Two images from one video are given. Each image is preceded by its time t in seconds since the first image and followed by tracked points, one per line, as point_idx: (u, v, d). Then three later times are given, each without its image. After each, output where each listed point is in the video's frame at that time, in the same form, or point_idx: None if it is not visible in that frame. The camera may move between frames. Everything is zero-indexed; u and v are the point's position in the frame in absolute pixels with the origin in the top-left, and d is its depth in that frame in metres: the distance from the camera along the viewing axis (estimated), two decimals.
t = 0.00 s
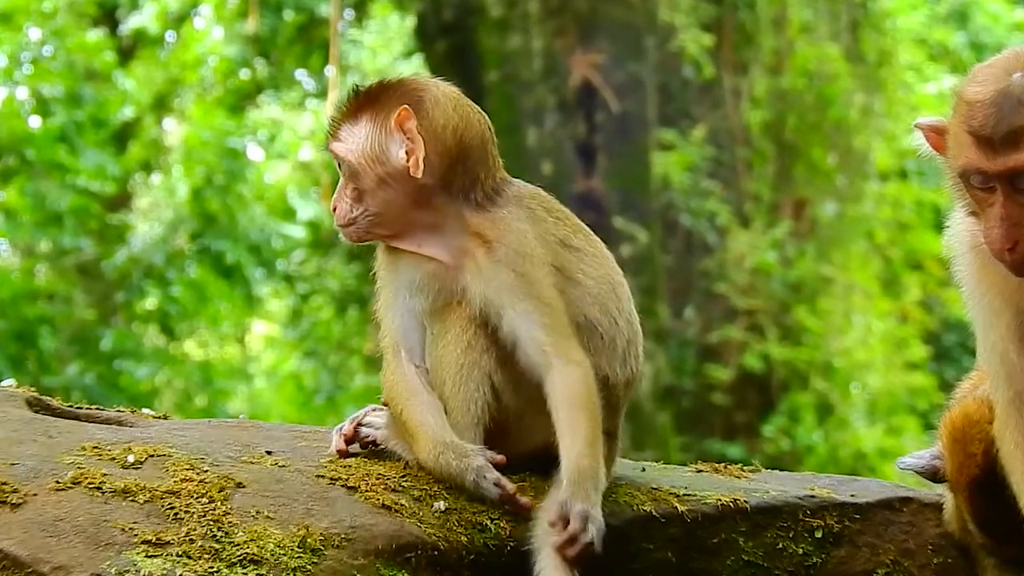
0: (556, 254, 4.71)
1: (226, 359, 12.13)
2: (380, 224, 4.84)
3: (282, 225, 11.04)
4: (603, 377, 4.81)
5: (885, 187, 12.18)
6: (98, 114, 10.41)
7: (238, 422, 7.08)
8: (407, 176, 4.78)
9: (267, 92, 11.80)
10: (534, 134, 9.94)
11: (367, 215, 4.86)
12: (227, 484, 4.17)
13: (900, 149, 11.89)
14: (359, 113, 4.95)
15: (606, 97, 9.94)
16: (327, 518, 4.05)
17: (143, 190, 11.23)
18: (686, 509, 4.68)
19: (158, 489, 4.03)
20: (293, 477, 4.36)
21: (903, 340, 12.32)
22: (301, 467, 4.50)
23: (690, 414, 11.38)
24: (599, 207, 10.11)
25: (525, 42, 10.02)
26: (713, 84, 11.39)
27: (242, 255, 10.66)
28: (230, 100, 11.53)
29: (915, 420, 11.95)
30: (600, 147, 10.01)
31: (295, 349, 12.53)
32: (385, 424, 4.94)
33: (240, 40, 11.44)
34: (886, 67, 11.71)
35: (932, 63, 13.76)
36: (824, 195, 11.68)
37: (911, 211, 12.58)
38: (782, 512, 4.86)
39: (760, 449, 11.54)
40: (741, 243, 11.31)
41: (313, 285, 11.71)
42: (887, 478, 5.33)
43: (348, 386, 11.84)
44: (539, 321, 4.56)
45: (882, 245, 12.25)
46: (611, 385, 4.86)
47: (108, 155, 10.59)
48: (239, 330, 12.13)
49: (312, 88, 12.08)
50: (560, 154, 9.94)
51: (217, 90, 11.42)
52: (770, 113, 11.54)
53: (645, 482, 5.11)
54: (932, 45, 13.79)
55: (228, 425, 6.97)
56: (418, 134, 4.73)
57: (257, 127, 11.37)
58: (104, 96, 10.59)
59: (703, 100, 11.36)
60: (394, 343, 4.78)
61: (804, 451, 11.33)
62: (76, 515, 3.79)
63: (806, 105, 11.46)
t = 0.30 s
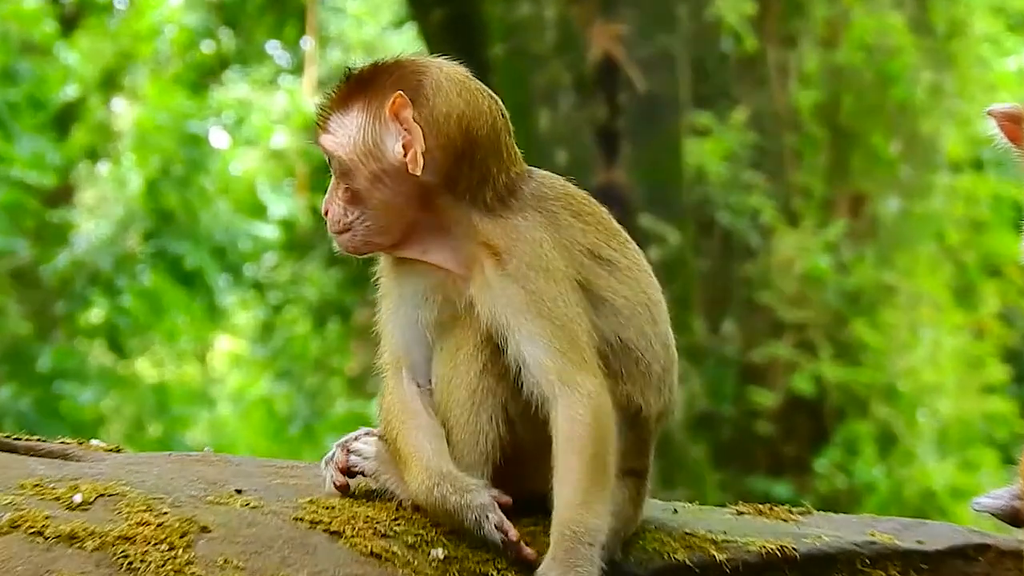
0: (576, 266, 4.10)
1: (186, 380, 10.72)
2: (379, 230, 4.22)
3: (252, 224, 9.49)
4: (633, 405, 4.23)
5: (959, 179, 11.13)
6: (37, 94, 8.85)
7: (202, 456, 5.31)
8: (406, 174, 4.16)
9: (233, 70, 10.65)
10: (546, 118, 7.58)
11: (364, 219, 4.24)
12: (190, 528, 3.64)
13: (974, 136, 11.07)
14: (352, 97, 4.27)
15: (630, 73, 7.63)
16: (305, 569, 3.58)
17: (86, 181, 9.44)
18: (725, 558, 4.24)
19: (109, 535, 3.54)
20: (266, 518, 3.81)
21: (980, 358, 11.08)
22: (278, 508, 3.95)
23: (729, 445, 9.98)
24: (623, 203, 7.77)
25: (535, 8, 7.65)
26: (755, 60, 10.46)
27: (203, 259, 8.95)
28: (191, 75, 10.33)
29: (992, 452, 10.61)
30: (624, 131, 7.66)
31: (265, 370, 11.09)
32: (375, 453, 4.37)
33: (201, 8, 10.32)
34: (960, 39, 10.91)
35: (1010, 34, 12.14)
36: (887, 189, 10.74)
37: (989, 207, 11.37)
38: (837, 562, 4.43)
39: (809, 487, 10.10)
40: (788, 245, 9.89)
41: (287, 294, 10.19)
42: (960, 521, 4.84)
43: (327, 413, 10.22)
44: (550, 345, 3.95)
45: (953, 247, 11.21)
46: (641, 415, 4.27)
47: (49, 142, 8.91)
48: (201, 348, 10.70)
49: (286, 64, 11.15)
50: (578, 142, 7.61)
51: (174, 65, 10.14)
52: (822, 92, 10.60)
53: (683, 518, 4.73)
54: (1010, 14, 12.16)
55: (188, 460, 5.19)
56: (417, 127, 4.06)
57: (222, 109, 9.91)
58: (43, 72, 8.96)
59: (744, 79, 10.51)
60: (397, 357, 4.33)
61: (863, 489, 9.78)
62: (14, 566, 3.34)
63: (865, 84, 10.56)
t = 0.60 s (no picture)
0: (567, 274, 3.53)
1: (164, 395, 10.24)
2: (359, 241, 3.65)
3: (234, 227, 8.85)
4: (639, 422, 3.71)
5: (993, 178, 10.92)
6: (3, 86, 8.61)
7: (188, 475, 4.20)
8: (387, 181, 3.55)
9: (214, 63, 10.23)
10: (550, 112, 6.91)
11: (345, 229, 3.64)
12: (174, 551, 3.21)
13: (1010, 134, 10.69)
14: (325, 98, 3.64)
15: (642, 65, 6.95)
16: None
17: (59, 180, 9.02)
18: None
19: (86, 560, 3.11)
20: (255, 542, 3.39)
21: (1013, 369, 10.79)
22: (267, 530, 3.51)
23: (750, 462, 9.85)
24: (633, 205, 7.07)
25: None
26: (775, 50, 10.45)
27: (183, 264, 8.22)
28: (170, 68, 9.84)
29: None
30: (634, 127, 7.00)
31: (248, 382, 10.66)
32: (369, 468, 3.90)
33: None
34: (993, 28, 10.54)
35: None
36: (916, 189, 10.53)
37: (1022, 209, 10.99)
38: None
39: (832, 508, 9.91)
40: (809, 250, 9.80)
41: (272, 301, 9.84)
42: (990, 548, 4.19)
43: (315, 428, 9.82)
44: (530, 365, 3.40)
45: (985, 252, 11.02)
46: (650, 434, 3.74)
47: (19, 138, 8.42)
48: (180, 360, 10.21)
49: (270, 53, 10.76)
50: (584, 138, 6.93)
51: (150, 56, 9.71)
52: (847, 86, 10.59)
53: (693, 541, 4.09)
54: None
55: (169, 480, 4.07)
56: (397, 132, 3.47)
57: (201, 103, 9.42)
58: (10, 63, 8.67)
59: (762, 69, 10.55)
60: (385, 369, 3.87)
61: (886, 510, 9.67)
62: None
63: (892, 75, 10.40)
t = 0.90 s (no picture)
0: (548, 279, 3.52)
1: (161, 399, 10.27)
2: (341, 257, 3.65)
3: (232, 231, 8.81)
4: (629, 425, 3.70)
5: (991, 184, 10.92)
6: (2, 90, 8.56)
7: (184, 480, 4.20)
8: (358, 195, 3.59)
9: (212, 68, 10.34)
10: (548, 117, 6.92)
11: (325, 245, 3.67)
12: (171, 556, 3.21)
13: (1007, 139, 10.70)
14: (297, 116, 3.67)
15: (638, 70, 6.96)
16: None
17: (55, 184, 9.01)
18: None
19: (84, 563, 3.10)
20: (252, 547, 3.39)
21: (1010, 375, 10.81)
22: (263, 535, 3.51)
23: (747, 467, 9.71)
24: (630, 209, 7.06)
25: None
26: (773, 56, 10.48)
27: (180, 269, 8.22)
28: (166, 72, 9.90)
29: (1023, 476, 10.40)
30: (631, 131, 6.99)
31: (244, 386, 10.67)
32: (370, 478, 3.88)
33: None
34: (990, 33, 10.62)
35: None
36: (914, 194, 10.56)
37: (1020, 214, 11.06)
38: None
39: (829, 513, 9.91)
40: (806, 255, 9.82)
41: (270, 306, 9.83)
42: (986, 553, 4.20)
43: (312, 433, 9.87)
44: (515, 371, 3.43)
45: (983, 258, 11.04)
46: (643, 437, 3.74)
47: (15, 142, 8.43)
48: (177, 364, 10.23)
49: (269, 57, 10.65)
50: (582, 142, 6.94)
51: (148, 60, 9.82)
52: (844, 91, 10.58)
53: (690, 546, 4.09)
54: None
55: (167, 486, 4.07)
56: (364, 144, 3.49)
57: (200, 108, 9.57)
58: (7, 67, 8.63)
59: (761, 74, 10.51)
60: (379, 382, 3.86)
61: (884, 514, 9.68)
62: None
63: (891, 81, 10.45)
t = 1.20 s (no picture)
0: (549, 277, 3.51)
1: (159, 399, 10.27)
2: (338, 259, 3.67)
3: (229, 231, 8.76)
4: (631, 426, 3.70)
5: (988, 184, 10.95)
6: None
7: (183, 479, 4.19)
8: (357, 198, 3.58)
9: (209, 67, 10.32)
10: (546, 117, 6.93)
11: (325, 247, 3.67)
12: (170, 556, 3.21)
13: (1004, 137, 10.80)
14: (295, 120, 3.67)
15: (635, 70, 6.95)
16: None
17: (53, 184, 9.03)
18: None
19: (83, 563, 3.10)
20: (251, 546, 3.38)
21: (1008, 374, 10.83)
22: (262, 534, 3.51)
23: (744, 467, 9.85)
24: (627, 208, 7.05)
25: None
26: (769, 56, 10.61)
27: (178, 269, 8.22)
28: (164, 72, 9.90)
29: (1020, 476, 10.43)
30: (629, 132, 6.99)
31: (242, 386, 10.68)
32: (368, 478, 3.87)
33: None
34: (987, 33, 10.64)
35: None
36: (912, 194, 10.55)
37: (1017, 214, 11.09)
38: None
39: (827, 513, 9.93)
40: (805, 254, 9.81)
41: (268, 305, 9.86)
42: (985, 552, 4.19)
43: (310, 433, 9.88)
44: (514, 367, 3.41)
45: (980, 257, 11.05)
46: (645, 437, 3.74)
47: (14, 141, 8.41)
48: (174, 364, 10.24)
49: (265, 57, 10.79)
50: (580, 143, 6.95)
51: (145, 60, 9.72)
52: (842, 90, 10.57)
53: (688, 545, 4.09)
54: None
55: (166, 485, 4.06)
56: (362, 146, 3.48)
57: (197, 107, 9.53)
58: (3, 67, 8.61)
59: (757, 74, 10.67)
60: (380, 382, 3.86)
61: (882, 514, 9.69)
62: None
63: (888, 80, 10.48)
